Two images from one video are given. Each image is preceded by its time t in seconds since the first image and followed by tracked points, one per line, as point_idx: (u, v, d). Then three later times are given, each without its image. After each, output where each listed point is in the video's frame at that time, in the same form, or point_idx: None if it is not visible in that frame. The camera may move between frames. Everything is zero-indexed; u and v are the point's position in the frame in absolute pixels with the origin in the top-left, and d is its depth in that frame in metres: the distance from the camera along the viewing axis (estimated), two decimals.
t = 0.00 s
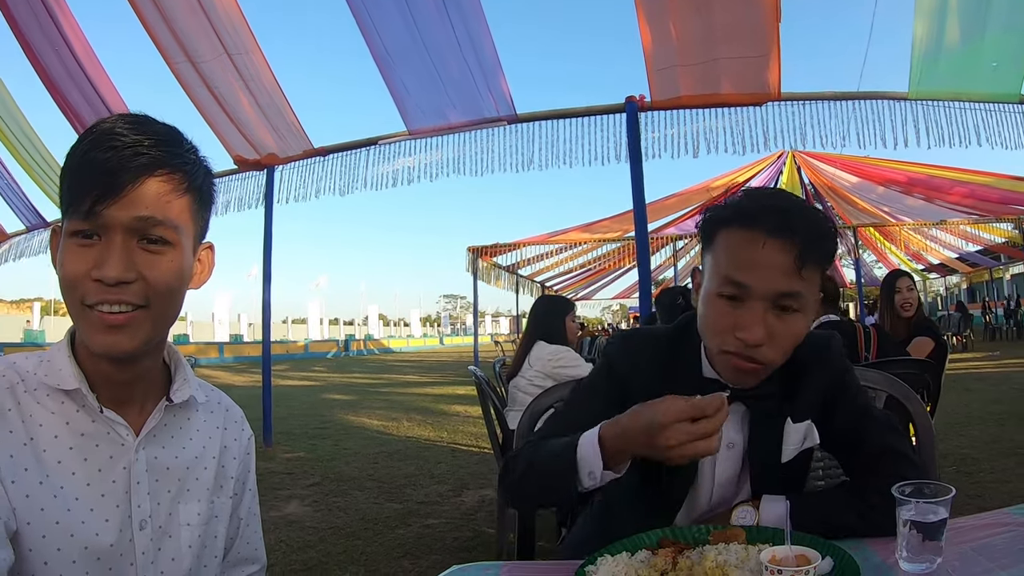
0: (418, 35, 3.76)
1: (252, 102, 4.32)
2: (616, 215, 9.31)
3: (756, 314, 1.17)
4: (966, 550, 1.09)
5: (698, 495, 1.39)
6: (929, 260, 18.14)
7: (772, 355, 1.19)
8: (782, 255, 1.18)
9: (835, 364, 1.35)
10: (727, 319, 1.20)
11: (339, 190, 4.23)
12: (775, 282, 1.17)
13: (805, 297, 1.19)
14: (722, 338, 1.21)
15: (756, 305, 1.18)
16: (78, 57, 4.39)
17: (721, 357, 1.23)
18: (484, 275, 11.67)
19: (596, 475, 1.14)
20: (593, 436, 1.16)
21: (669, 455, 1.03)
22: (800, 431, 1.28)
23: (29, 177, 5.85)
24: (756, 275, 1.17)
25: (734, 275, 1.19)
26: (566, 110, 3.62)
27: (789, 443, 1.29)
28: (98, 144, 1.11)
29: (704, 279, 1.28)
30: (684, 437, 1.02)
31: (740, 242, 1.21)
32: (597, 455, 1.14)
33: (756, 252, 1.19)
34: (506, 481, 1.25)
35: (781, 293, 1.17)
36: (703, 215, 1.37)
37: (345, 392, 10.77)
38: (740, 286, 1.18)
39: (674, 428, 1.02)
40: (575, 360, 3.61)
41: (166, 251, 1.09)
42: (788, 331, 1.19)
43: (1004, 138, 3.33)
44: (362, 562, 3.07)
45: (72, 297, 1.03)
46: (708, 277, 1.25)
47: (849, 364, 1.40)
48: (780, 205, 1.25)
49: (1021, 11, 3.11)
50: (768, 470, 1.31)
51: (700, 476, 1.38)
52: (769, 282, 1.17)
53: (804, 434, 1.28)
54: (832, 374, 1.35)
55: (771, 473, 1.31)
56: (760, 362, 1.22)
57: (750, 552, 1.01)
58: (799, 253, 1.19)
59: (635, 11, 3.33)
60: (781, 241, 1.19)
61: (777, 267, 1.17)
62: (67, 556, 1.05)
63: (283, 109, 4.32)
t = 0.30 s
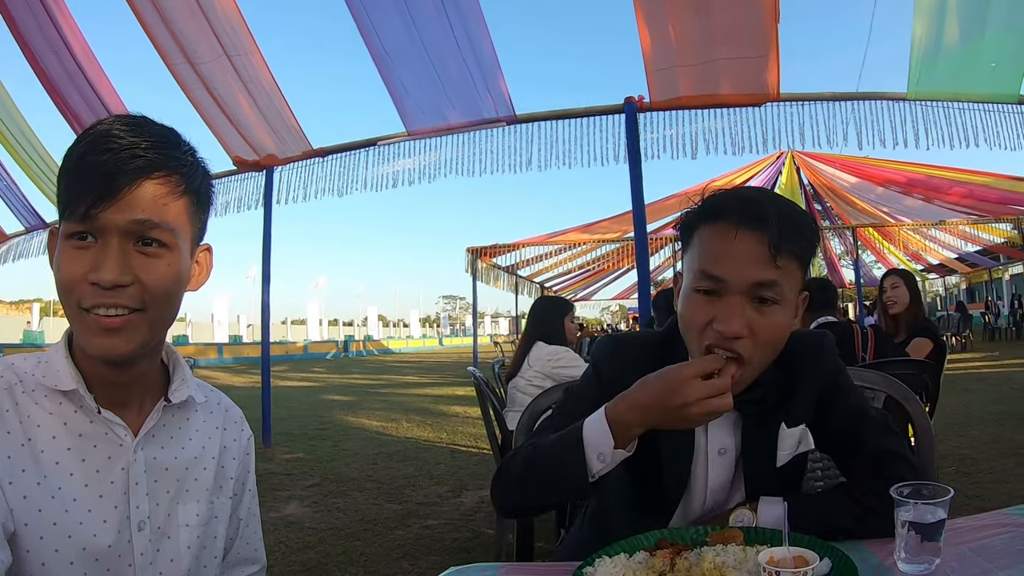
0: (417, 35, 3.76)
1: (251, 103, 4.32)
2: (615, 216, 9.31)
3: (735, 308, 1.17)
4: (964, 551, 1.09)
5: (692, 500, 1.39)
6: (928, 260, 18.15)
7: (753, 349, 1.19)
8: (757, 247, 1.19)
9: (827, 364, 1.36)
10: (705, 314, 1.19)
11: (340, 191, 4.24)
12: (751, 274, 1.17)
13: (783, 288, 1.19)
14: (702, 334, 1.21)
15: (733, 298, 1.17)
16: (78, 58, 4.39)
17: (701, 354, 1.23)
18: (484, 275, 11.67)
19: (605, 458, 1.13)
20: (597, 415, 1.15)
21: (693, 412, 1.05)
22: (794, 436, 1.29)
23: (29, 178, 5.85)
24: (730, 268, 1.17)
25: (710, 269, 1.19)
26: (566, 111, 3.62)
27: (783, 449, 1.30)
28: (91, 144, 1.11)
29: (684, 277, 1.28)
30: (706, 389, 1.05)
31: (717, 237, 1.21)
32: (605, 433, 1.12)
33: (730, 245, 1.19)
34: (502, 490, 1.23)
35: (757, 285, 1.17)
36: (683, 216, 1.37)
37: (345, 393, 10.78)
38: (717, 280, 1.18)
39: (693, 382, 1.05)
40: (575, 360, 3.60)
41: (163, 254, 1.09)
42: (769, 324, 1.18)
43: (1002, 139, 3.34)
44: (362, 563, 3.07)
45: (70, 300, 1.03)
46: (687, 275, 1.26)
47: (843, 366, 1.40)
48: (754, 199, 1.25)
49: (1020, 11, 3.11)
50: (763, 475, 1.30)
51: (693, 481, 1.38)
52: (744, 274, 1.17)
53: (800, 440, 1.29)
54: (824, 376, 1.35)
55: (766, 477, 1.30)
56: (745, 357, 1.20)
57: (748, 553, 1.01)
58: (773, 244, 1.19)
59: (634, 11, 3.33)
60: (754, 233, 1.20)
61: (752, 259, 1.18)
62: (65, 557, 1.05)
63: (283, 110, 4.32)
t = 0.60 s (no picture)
0: (416, 35, 3.75)
1: (251, 104, 4.31)
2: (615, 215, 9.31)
3: (725, 307, 1.17)
4: (964, 550, 1.09)
5: (689, 501, 1.39)
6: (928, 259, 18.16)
7: (745, 349, 1.19)
8: (745, 246, 1.19)
9: (824, 364, 1.35)
10: (696, 314, 1.19)
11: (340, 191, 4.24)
12: (740, 273, 1.17)
13: (773, 286, 1.19)
14: (694, 334, 1.20)
15: (723, 298, 1.17)
16: (76, 59, 4.39)
17: (692, 354, 1.23)
18: (484, 275, 11.67)
19: (571, 485, 1.12)
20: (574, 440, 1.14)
21: (649, 468, 0.99)
22: (793, 437, 1.26)
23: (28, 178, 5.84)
24: (720, 267, 1.17)
25: (699, 269, 1.19)
26: (565, 111, 3.62)
27: (782, 448, 1.27)
28: (87, 146, 1.11)
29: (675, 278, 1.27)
30: (670, 453, 0.99)
31: (707, 237, 1.21)
32: (574, 461, 1.11)
33: (719, 244, 1.19)
34: (484, 487, 1.22)
35: (747, 284, 1.17)
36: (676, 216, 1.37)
37: (345, 393, 10.78)
38: (706, 280, 1.18)
39: (659, 439, 1.00)
40: (574, 361, 3.60)
41: (161, 255, 1.09)
42: (759, 323, 1.18)
43: (1001, 138, 3.34)
44: (361, 563, 3.06)
45: (68, 301, 1.03)
46: (678, 275, 1.26)
47: (840, 366, 1.40)
48: (743, 197, 1.25)
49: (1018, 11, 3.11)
50: (760, 476, 1.30)
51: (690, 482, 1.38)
52: (732, 273, 1.17)
53: (797, 439, 1.26)
54: (821, 376, 1.34)
55: (763, 477, 1.30)
56: (736, 357, 1.20)
57: (748, 553, 1.01)
58: (762, 242, 1.19)
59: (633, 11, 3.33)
60: (742, 231, 1.20)
61: (741, 258, 1.18)
62: (63, 558, 1.05)
63: (281, 111, 4.31)
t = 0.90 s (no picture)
0: (415, 34, 3.75)
1: (250, 105, 4.31)
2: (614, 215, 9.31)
3: (728, 302, 1.17)
4: (965, 550, 1.09)
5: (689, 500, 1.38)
6: (928, 259, 18.18)
7: (749, 343, 1.19)
8: (746, 241, 1.19)
9: (824, 364, 1.36)
10: (699, 309, 1.19)
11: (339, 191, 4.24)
12: (742, 269, 1.17)
13: (774, 281, 1.19)
14: (697, 330, 1.20)
15: (725, 293, 1.17)
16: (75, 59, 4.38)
17: (696, 350, 1.22)
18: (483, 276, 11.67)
19: (565, 511, 1.11)
20: (581, 469, 1.12)
21: (640, 515, 0.97)
22: (794, 435, 1.26)
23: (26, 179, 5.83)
24: (721, 263, 1.17)
25: (701, 265, 1.19)
26: (564, 111, 3.62)
27: (782, 447, 1.27)
28: (89, 146, 1.11)
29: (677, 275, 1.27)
30: (663, 512, 0.96)
31: (708, 234, 1.21)
32: (574, 491, 1.10)
33: (720, 240, 1.19)
34: (481, 485, 1.22)
35: (749, 279, 1.17)
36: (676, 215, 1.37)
37: (344, 393, 10.77)
38: (709, 276, 1.18)
39: (660, 494, 0.98)
40: (573, 361, 3.59)
41: (162, 255, 1.08)
42: (762, 318, 1.18)
43: (1000, 138, 3.34)
44: (360, 563, 3.06)
45: (67, 300, 1.02)
46: (679, 272, 1.26)
47: (841, 365, 1.40)
48: (742, 193, 1.26)
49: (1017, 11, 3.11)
50: (760, 474, 1.29)
51: (690, 482, 1.37)
52: (734, 268, 1.17)
53: (798, 438, 1.26)
54: (821, 375, 1.34)
55: (764, 475, 1.30)
56: (739, 351, 1.20)
57: (749, 553, 1.00)
58: (763, 237, 1.19)
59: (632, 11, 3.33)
60: (743, 227, 1.20)
61: (742, 253, 1.18)
62: (63, 559, 1.05)
63: (280, 111, 4.31)
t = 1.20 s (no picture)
0: (411, 35, 3.75)
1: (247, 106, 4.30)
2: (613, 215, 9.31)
3: (731, 298, 1.17)
4: (961, 550, 1.08)
5: (687, 500, 1.38)
6: (926, 258, 18.19)
7: (752, 339, 1.18)
8: (748, 238, 1.19)
9: (822, 365, 1.35)
10: (701, 306, 1.19)
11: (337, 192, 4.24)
12: (744, 264, 1.17)
13: (776, 277, 1.19)
14: (699, 327, 1.19)
15: (728, 289, 1.17)
16: (72, 59, 4.36)
17: (699, 348, 1.21)
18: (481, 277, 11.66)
19: (564, 512, 1.10)
20: (580, 470, 1.11)
21: (638, 529, 0.94)
22: (790, 434, 1.28)
23: (24, 180, 5.82)
24: (724, 260, 1.17)
25: (703, 262, 1.19)
26: (561, 111, 3.62)
27: (779, 446, 1.29)
28: (87, 146, 1.11)
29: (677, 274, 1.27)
30: (661, 531, 0.93)
31: (707, 231, 1.21)
32: (573, 491, 1.09)
33: (722, 237, 1.19)
34: (479, 484, 1.21)
35: (752, 274, 1.17)
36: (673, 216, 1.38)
37: (343, 394, 10.75)
38: (712, 273, 1.18)
39: (660, 513, 0.95)
40: (570, 362, 3.58)
41: (155, 256, 1.08)
42: (766, 313, 1.18)
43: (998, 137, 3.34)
44: (359, 564, 3.05)
45: (61, 300, 1.01)
46: (681, 270, 1.25)
47: (838, 365, 1.40)
48: (742, 191, 1.26)
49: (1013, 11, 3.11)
50: (758, 474, 1.30)
51: (688, 481, 1.37)
52: (737, 265, 1.17)
53: (795, 437, 1.28)
54: (819, 375, 1.34)
55: (761, 476, 1.29)
56: (743, 348, 1.19)
57: (744, 553, 1.00)
58: (764, 233, 1.19)
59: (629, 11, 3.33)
60: (744, 223, 1.20)
61: (745, 249, 1.18)
62: (60, 561, 1.04)
63: (278, 112, 4.30)
